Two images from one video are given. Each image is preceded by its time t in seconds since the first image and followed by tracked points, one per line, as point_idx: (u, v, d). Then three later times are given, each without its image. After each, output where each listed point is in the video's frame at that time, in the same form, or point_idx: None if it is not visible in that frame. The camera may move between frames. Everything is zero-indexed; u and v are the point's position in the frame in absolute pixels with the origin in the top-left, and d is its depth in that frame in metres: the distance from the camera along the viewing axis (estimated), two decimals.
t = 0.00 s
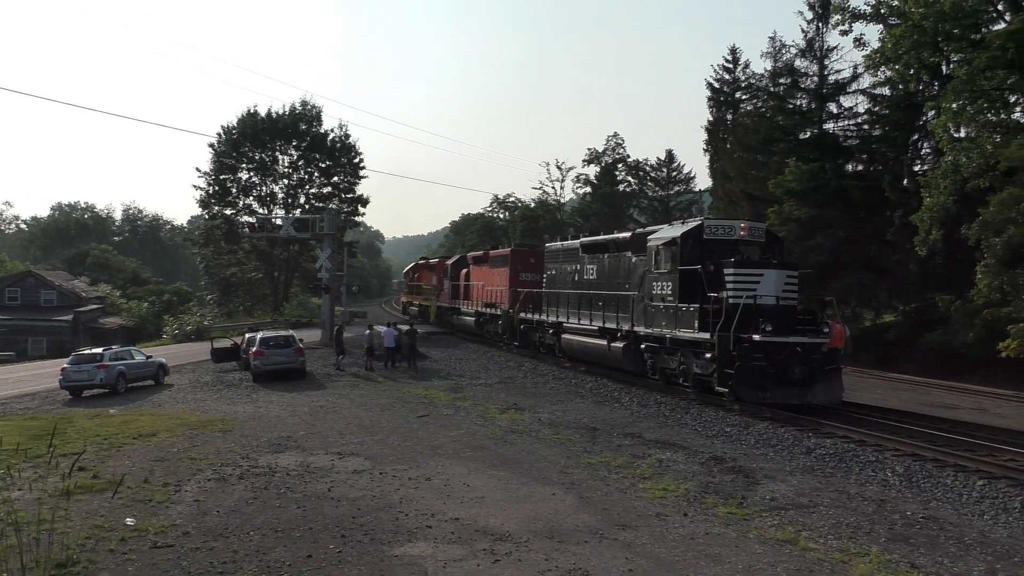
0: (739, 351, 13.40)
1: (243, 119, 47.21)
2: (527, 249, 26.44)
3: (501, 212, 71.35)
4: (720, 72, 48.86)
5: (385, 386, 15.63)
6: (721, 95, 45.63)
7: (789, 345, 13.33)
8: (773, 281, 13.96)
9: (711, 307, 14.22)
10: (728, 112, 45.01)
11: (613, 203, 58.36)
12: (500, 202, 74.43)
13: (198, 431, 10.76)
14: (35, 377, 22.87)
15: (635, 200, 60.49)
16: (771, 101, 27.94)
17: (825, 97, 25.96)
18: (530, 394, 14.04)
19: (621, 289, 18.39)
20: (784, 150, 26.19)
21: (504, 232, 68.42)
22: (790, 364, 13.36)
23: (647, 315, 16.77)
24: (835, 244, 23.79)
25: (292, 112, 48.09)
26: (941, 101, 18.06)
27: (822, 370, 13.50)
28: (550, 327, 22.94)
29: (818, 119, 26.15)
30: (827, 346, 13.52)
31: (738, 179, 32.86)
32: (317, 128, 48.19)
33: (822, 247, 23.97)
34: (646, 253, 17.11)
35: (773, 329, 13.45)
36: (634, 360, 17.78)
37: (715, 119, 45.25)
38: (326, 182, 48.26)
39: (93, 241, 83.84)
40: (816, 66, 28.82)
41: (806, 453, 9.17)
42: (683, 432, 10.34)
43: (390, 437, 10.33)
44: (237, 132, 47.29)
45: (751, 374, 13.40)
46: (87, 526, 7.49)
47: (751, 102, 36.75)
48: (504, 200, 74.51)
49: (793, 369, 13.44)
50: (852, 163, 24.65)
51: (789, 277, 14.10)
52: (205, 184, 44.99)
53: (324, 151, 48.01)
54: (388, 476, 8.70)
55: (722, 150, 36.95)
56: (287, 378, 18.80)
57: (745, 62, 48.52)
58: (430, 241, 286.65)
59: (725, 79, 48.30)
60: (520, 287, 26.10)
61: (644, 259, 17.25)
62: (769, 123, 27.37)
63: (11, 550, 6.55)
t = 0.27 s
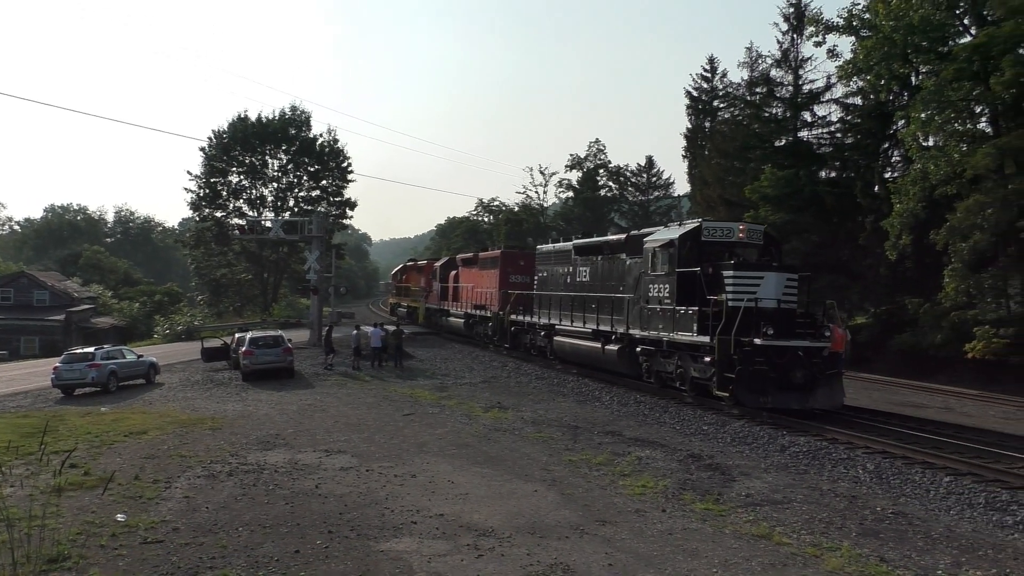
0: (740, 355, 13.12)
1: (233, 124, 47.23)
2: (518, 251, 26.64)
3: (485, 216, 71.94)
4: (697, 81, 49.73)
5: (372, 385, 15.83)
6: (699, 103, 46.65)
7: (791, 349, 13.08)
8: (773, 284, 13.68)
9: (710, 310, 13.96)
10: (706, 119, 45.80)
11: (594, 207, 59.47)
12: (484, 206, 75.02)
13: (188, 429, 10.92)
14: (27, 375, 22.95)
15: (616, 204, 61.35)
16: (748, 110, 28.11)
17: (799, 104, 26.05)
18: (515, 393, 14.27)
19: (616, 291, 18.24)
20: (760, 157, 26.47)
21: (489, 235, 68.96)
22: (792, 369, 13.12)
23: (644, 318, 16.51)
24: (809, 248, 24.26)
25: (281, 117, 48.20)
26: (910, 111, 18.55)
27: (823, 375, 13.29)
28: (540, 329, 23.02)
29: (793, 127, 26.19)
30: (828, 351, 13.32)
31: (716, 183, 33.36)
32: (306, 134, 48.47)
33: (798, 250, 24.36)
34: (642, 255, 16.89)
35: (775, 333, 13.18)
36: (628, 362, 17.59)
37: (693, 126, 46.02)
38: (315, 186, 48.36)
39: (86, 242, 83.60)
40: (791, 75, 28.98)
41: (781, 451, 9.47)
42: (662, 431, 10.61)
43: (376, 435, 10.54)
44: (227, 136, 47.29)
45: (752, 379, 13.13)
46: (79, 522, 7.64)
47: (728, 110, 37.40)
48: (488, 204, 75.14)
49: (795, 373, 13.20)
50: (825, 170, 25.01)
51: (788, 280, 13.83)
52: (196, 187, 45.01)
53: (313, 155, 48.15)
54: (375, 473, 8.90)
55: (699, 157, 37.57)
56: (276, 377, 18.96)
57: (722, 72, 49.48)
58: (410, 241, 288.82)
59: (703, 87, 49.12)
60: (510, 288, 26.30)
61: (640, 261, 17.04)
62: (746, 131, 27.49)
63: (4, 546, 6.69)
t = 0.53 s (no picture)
0: (747, 358, 12.94)
1: (228, 127, 47.36)
2: (512, 252, 26.84)
3: (474, 218, 72.42)
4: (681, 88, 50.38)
5: (364, 382, 16.05)
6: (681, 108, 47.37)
7: (798, 351, 12.91)
8: (778, 285, 13.62)
9: (714, 310, 13.86)
10: (688, 125, 46.42)
11: (581, 209, 59.86)
12: (473, 208, 75.50)
13: (183, 425, 11.12)
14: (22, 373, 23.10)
15: (601, 207, 61.92)
16: (729, 116, 29.08)
17: (780, 111, 26.97)
18: (504, 391, 14.49)
19: (615, 291, 18.19)
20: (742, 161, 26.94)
21: (478, 236, 69.33)
22: (799, 371, 12.95)
23: (645, 319, 16.38)
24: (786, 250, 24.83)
25: (275, 121, 48.38)
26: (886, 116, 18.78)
27: (831, 377, 13.13)
28: (536, 329, 23.13)
29: (773, 133, 26.90)
30: (836, 353, 13.14)
31: (699, 187, 33.82)
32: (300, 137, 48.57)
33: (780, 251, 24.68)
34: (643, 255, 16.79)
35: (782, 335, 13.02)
36: (628, 363, 17.53)
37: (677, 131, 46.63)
38: (308, 188, 48.50)
39: (83, 242, 83.65)
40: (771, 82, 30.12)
41: (761, 447, 9.74)
42: (646, 427, 10.86)
43: (368, 431, 10.76)
44: (222, 139, 47.31)
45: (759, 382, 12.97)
46: (74, 516, 7.81)
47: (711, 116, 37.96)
48: (477, 206, 75.60)
49: (802, 375, 13.02)
50: (805, 174, 25.58)
51: (794, 281, 13.76)
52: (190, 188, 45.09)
53: (306, 158, 48.27)
54: (365, 468, 9.11)
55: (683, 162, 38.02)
56: (270, 375, 19.17)
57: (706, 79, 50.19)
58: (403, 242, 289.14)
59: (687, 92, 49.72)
60: (505, 288, 26.50)
61: (641, 261, 16.95)
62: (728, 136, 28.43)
63: (2, 538, 6.87)
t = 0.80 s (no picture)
0: (749, 359, 12.68)
1: (215, 130, 47.46)
2: (501, 252, 26.95)
3: (457, 220, 72.97)
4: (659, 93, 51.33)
5: (349, 381, 16.24)
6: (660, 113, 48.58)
7: (802, 352, 12.66)
8: (779, 285, 13.46)
9: (714, 311, 13.67)
10: (666, 129, 47.31)
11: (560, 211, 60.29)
12: (457, 210, 75.99)
13: (171, 424, 11.26)
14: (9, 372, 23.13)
15: (581, 210, 62.63)
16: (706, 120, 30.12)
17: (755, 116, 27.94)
18: (487, 389, 14.73)
19: (610, 291, 18.04)
20: (718, 165, 27.58)
21: (461, 237, 69.76)
22: (802, 372, 12.69)
23: (641, 320, 16.17)
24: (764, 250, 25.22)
25: (261, 124, 48.47)
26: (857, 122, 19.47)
27: (834, 378, 12.88)
28: (526, 330, 23.07)
29: (747, 136, 27.97)
30: (838, 353, 12.91)
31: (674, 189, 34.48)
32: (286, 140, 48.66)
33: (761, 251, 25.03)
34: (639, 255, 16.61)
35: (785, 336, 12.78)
36: (623, 364, 17.33)
37: (655, 136, 47.51)
38: (294, 191, 48.54)
39: (71, 242, 82.86)
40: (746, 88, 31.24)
41: (735, 442, 10.06)
42: (626, 423, 11.15)
43: (353, 429, 10.98)
44: (210, 142, 47.37)
45: (761, 383, 12.69)
46: (64, 513, 7.96)
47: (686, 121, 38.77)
48: (460, 208, 76.13)
49: (806, 377, 12.76)
50: (778, 176, 26.00)
51: (794, 280, 13.62)
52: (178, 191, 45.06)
53: (293, 161, 48.33)
54: (351, 464, 9.32)
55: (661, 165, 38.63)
56: (256, 373, 19.30)
57: (682, 85, 51.23)
58: (389, 243, 289.10)
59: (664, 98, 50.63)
60: (494, 288, 26.63)
61: (637, 261, 16.81)
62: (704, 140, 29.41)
63: None
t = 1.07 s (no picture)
0: (749, 359, 12.40)
1: (199, 134, 47.46)
2: (488, 251, 27.13)
3: (438, 222, 73.45)
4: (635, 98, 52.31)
5: (333, 379, 16.43)
6: (634, 117, 50.03)
7: (804, 352, 12.38)
8: (779, 283, 13.26)
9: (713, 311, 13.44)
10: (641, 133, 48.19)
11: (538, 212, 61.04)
12: (438, 212, 76.44)
13: (158, 421, 11.42)
14: None
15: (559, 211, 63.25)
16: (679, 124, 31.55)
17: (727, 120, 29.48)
18: (469, 386, 15.00)
19: (603, 290, 17.73)
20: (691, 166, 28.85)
21: (443, 239, 70.31)
22: (804, 372, 12.41)
23: (635, 320, 15.87)
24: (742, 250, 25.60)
25: (246, 128, 48.46)
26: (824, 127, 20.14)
27: (836, 378, 12.57)
28: (515, 329, 22.86)
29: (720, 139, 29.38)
30: (840, 353, 12.61)
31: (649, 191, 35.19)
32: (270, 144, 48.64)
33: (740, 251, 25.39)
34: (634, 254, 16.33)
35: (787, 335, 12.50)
36: (617, 365, 17.00)
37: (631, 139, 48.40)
38: (279, 194, 48.51)
39: (59, 246, 81.96)
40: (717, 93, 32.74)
41: (709, 436, 10.43)
42: (604, 419, 11.53)
43: (338, 426, 11.21)
44: (195, 146, 47.36)
45: (762, 383, 12.40)
46: (52, 511, 8.09)
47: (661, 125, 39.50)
48: (441, 210, 76.66)
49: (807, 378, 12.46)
50: (749, 178, 26.98)
51: (794, 278, 13.38)
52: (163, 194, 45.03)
53: (277, 164, 48.33)
54: (335, 461, 9.53)
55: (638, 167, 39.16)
56: (241, 372, 19.41)
57: (657, 90, 52.25)
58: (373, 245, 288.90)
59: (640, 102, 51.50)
60: (481, 288, 26.72)
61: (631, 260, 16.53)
62: (677, 143, 30.82)
63: None
